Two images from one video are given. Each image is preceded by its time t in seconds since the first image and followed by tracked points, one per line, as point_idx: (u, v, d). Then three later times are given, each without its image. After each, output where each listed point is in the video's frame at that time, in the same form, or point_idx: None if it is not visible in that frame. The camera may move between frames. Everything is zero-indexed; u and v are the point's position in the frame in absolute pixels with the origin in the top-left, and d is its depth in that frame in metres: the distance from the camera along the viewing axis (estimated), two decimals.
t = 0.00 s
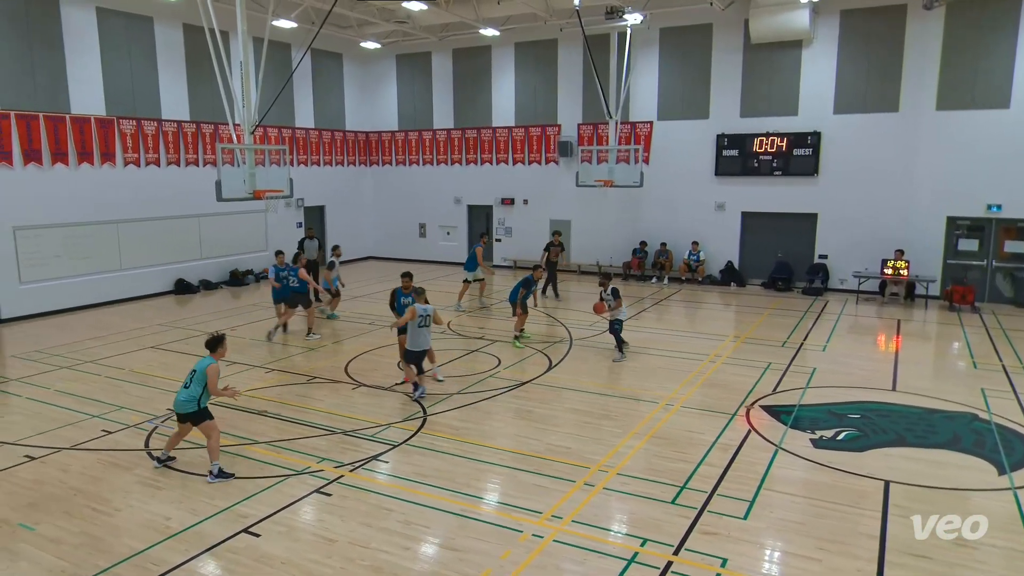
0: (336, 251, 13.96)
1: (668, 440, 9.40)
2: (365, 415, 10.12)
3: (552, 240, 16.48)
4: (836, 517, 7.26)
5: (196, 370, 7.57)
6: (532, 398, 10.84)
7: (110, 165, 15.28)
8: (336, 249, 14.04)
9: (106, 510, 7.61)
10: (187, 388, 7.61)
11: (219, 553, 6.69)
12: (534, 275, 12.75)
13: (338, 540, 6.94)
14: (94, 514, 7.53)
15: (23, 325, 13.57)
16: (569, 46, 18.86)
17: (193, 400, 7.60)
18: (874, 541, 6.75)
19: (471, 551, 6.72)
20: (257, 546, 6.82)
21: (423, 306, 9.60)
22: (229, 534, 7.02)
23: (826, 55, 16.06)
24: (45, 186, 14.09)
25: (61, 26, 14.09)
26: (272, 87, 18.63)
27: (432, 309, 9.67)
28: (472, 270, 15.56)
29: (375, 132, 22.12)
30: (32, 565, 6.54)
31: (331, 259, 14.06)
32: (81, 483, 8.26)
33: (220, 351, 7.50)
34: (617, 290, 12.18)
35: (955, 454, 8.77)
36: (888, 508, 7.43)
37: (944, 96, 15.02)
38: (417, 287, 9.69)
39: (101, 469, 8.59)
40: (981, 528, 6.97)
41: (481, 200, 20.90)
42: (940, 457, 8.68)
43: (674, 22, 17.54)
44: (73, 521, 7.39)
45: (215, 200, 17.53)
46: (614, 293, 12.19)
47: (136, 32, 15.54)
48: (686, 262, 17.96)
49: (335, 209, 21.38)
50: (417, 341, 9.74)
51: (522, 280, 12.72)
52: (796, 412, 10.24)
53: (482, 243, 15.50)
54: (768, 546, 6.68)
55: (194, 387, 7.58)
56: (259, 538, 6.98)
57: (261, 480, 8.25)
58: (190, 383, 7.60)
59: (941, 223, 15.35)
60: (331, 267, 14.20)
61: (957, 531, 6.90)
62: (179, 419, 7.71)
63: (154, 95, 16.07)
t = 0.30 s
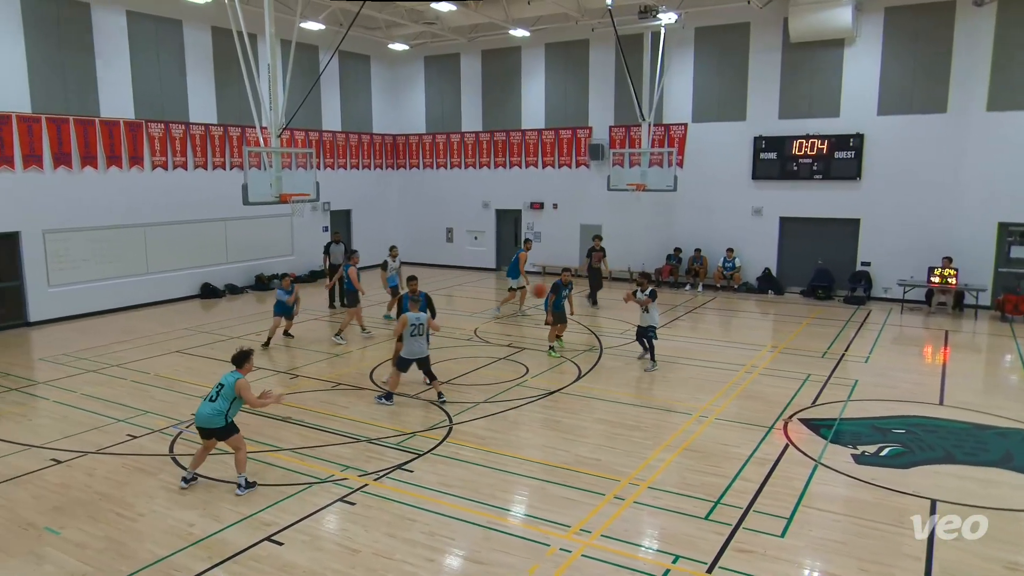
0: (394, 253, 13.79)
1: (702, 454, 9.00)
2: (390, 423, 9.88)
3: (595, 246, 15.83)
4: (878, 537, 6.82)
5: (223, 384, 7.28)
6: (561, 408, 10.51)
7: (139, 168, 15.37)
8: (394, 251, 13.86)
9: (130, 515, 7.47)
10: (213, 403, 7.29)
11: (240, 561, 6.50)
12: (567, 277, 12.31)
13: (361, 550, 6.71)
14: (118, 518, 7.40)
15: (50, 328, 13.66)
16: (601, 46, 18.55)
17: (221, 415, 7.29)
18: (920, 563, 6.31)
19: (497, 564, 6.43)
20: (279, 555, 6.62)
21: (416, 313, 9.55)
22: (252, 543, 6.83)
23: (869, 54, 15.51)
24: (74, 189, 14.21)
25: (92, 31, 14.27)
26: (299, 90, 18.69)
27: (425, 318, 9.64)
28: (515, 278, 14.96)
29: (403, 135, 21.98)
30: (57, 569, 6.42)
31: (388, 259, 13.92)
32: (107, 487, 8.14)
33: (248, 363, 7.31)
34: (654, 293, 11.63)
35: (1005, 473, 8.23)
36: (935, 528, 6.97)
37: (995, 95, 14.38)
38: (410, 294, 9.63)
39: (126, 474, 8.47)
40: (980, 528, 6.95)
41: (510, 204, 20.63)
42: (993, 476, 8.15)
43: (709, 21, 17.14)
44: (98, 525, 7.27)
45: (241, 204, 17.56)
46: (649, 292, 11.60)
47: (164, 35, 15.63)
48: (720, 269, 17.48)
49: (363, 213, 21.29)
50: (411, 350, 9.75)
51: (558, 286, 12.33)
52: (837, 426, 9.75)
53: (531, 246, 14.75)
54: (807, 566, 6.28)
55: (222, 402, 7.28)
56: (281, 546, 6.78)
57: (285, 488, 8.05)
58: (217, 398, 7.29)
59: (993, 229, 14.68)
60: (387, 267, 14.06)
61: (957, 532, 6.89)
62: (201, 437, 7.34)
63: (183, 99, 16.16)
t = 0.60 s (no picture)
0: (445, 253, 13.52)
1: (738, 469, 8.58)
2: (416, 433, 9.59)
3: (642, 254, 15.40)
4: (928, 560, 6.37)
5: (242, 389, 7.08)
6: (591, 419, 10.15)
7: (166, 172, 15.40)
8: (445, 250, 13.60)
9: (153, 522, 7.30)
10: (231, 410, 7.07)
11: (261, 572, 6.28)
12: (602, 282, 11.83)
13: (385, 562, 6.45)
14: (141, 525, 7.23)
15: (77, 332, 13.72)
16: (633, 46, 18.20)
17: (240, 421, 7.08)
18: None
19: None
20: (301, 566, 6.38)
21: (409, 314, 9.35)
22: (275, 553, 6.60)
23: (916, 52, 14.95)
24: (101, 193, 14.29)
25: (121, 35, 14.43)
26: (326, 93, 18.63)
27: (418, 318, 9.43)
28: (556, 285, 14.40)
29: (430, 138, 21.78)
30: None
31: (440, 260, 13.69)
32: (131, 493, 7.99)
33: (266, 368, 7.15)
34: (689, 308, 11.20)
35: None
36: (988, 552, 6.50)
37: None
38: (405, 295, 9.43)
39: (150, 480, 8.31)
40: (980, 528, 6.95)
41: (540, 209, 20.32)
42: None
43: (747, 19, 16.69)
44: (121, 531, 7.11)
45: (267, 208, 17.51)
46: (683, 307, 11.14)
47: (191, 38, 15.69)
48: (757, 276, 16.96)
49: (389, 217, 21.14)
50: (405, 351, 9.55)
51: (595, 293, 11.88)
52: (881, 441, 9.25)
53: (565, 251, 14.09)
54: None
55: (241, 408, 7.07)
56: (304, 557, 6.54)
57: (308, 497, 7.80)
58: (235, 404, 7.08)
59: None
60: (438, 268, 13.83)
61: (957, 532, 6.88)
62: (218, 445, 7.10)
63: (211, 104, 16.19)
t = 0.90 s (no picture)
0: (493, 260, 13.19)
1: (774, 485, 8.16)
2: (441, 443, 9.29)
3: (689, 260, 14.78)
4: None
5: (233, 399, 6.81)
6: (622, 431, 9.78)
7: (191, 176, 15.39)
8: (491, 258, 13.26)
9: (175, 530, 7.09)
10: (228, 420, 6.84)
11: None
12: (636, 287, 11.46)
13: None
14: (163, 533, 7.03)
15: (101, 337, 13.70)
16: (666, 46, 17.84)
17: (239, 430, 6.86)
18: None
19: None
20: None
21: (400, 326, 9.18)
22: (295, 564, 6.35)
23: (965, 51, 14.38)
24: (126, 197, 14.31)
25: (149, 38, 14.48)
26: (352, 95, 18.52)
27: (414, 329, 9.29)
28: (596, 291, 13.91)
29: (458, 141, 21.54)
30: None
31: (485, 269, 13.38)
32: (153, 500, 7.79)
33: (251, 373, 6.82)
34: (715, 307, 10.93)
35: None
36: None
37: None
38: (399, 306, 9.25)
39: (171, 487, 8.11)
40: (981, 528, 6.98)
41: (570, 214, 19.98)
42: None
43: (786, 18, 16.25)
44: (142, 539, 6.91)
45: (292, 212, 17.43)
46: (711, 307, 10.95)
47: (218, 41, 15.69)
48: (795, 285, 16.42)
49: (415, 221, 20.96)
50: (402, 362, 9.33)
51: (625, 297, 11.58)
52: (925, 458, 8.75)
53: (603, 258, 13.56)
54: None
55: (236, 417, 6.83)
56: (325, 569, 6.29)
57: (330, 507, 7.54)
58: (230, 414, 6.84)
59: None
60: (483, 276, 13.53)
61: (957, 532, 6.90)
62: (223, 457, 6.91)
63: (237, 108, 16.15)
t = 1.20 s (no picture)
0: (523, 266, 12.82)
1: (811, 502, 7.73)
2: (465, 454, 8.98)
3: (734, 270, 13.95)
4: None
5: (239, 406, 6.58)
6: (652, 444, 9.40)
7: (214, 180, 15.32)
8: (519, 264, 12.90)
9: (193, 539, 6.87)
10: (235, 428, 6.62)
11: None
12: (659, 293, 11.07)
13: None
14: (182, 542, 6.80)
15: (122, 343, 13.66)
16: (699, 46, 17.52)
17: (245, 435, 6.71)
18: None
19: None
20: None
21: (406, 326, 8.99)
22: None
23: (1014, 49, 13.84)
24: (149, 201, 14.28)
25: (173, 41, 14.45)
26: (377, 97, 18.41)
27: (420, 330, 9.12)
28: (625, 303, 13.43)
29: (484, 144, 21.31)
30: None
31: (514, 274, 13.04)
32: (172, 508, 7.56)
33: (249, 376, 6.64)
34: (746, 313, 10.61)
35: None
36: None
37: None
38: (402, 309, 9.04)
39: (191, 495, 7.88)
40: (981, 528, 6.99)
41: (598, 219, 19.64)
42: None
43: (825, 16, 15.83)
44: (161, 548, 6.69)
45: (315, 217, 17.32)
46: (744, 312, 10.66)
47: (242, 45, 15.65)
48: (834, 293, 15.92)
49: (439, 226, 20.75)
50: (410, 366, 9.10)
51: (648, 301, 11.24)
52: (972, 476, 8.27)
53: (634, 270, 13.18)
54: None
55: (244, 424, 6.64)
56: None
57: (351, 518, 7.27)
58: (237, 422, 6.61)
59: None
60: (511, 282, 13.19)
61: (956, 532, 6.92)
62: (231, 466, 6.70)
63: (261, 111, 16.08)
